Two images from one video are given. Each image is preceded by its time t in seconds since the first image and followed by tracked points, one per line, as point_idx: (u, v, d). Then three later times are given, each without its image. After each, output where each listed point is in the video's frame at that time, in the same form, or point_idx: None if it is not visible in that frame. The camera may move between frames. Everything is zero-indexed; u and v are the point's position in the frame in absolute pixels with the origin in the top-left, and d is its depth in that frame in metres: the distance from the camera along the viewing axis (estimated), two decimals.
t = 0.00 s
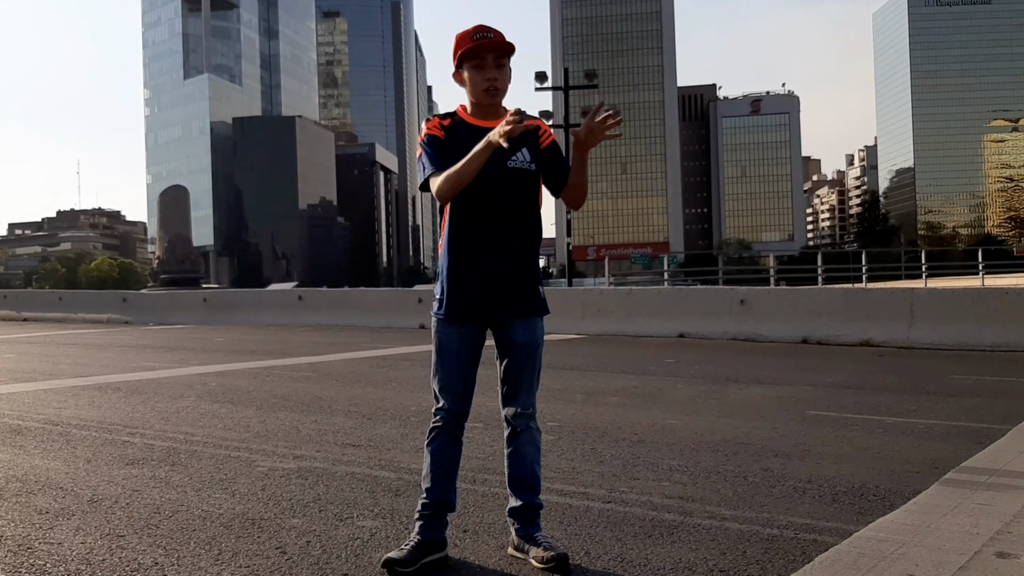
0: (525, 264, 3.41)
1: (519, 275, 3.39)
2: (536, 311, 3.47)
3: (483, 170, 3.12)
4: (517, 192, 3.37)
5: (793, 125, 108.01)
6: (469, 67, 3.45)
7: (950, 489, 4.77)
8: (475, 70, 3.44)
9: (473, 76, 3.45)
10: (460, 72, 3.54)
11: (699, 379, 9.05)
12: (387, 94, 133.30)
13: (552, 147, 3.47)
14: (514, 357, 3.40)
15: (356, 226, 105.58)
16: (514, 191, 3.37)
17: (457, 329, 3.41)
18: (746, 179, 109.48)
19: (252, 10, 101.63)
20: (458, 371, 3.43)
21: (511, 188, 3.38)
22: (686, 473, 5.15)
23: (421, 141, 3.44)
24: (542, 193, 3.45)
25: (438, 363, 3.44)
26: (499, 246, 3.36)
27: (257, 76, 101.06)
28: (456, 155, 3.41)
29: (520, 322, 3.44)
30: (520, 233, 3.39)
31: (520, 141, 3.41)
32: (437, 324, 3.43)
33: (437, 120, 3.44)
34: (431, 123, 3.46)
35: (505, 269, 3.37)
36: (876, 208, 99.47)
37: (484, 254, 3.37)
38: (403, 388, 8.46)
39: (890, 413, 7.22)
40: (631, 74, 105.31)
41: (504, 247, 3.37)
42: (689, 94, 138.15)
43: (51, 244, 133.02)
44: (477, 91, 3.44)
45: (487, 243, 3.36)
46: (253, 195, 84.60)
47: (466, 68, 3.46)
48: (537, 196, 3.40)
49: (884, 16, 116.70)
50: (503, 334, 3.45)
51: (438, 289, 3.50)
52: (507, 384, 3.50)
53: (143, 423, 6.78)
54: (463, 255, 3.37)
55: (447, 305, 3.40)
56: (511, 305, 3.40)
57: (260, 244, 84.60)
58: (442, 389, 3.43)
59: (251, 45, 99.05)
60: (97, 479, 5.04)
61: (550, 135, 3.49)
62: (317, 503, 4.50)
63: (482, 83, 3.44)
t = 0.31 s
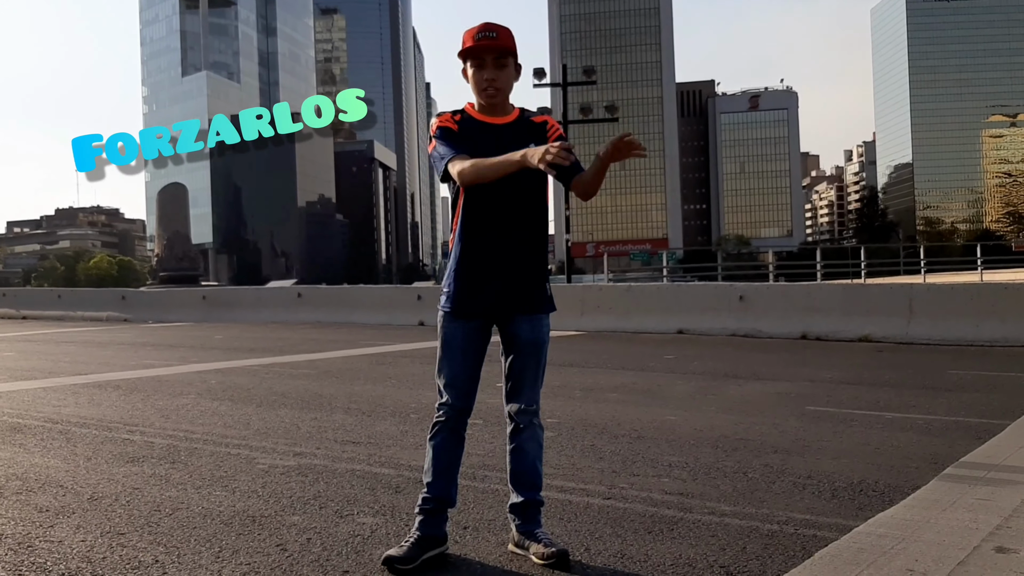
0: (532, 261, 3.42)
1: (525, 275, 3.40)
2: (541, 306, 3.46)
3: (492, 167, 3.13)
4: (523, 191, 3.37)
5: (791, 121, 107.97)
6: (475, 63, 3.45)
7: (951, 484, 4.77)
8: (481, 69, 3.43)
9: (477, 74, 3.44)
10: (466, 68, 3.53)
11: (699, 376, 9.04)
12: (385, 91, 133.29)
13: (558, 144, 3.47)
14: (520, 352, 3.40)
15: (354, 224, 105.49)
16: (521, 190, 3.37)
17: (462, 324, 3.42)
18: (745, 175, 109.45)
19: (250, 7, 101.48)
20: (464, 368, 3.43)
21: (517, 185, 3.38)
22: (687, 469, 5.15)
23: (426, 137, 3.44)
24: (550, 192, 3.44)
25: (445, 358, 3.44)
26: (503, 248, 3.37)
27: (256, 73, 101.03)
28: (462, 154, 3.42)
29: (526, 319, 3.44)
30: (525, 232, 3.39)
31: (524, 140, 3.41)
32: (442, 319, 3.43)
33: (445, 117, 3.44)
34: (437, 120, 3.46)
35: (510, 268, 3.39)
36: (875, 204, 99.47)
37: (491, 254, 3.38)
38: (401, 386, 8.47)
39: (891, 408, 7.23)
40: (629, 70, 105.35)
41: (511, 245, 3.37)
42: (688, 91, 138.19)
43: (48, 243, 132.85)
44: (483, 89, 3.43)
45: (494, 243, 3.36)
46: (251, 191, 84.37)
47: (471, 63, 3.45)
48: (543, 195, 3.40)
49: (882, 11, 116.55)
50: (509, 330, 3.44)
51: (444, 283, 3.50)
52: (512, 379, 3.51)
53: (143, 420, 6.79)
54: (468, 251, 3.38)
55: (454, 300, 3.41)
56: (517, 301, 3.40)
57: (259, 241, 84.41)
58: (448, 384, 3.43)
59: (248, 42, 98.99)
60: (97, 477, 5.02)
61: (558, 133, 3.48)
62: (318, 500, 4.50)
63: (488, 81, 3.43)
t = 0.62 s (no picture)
0: (535, 260, 3.42)
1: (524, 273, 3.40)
2: (537, 307, 3.47)
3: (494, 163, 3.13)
4: (521, 189, 3.38)
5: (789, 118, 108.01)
6: (473, 61, 3.45)
7: (949, 481, 4.78)
8: (476, 66, 3.44)
9: (475, 72, 3.43)
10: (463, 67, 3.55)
11: (697, 373, 9.04)
12: (382, 88, 133.22)
13: (560, 142, 3.47)
14: (516, 352, 3.40)
15: (351, 222, 105.47)
16: (518, 193, 3.37)
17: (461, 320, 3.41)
18: (743, 172, 109.50)
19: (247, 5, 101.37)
20: (463, 365, 3.42)
21: (517, 187, 3.37)
22: (685, 466, 5.15)
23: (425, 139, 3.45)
24: (548, 191, 3.42)
25: (444, 356, 3.45)
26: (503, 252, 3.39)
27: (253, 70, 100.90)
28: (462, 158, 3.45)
29: (524, 318, 3.42)
30: (526, 229, 3.39)
31: (526, 136, 3.40)
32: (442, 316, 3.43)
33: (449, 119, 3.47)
34: (437, 121, 3.48)
35: (508, 267, 3.38)
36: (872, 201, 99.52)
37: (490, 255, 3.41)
38: (399, 383, 8.47)
39: (889, 405, 7.24)
40: (626, 68, 105.35)
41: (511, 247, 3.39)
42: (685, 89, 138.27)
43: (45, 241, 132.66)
44: (481, 86, 3.42)
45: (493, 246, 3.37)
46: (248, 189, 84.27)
47: (470, 61, 3.45)
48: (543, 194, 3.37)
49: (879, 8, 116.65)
50: (505, 329, 3.44)
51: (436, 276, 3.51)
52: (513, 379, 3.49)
53: (140, 418, 6.78)
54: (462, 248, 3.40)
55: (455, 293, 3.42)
56: (512, 293, 3.39)
57: (255, 239, 84.28)
58: (447, 381, 3.43)
59: (245, 39, 98.88)
60: (94, 475, 5.01)
61: (562, 129, 3.46)
62: (317, 497, 4.49)
63: (486, 80, 3.41)
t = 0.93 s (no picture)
0: (524, 258, 3.41)
1: (510, 273, 3.41)
2: (530, 305, 3.45)
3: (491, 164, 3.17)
4: (503, 189, 3.36)
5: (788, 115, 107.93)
6: (460, 62, 3.45)
7: (947, 478, 4.77)
8: (457, 66, 3.44)
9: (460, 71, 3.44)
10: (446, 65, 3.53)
11: (695, 371, 9.07)
12: (381, 86, 133.25)
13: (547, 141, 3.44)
14: (502, 349, 3.40)
15: (350, 220, 105.54)
16: (500, 193, 3.36)
17: (451, 313, 3.46)
18: (742, 170, 109.47)
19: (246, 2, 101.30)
20: (454, 363, 3.45)
21: (499, 186, 3.35)
22: (685, 464, 5.16)
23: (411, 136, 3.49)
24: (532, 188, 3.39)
25: (434, 353, 3.46)
26: (490, 252, 3.39)
27: (252, 69, 100.81)
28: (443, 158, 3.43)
29: (508, 313, 3.42)
30: (511, 228, 3.38)
31: (512, 132, 3.36)
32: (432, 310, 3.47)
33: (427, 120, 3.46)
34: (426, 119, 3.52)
35: (492, 266, 3.38)
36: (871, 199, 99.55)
37: (478, 256, 3.41)
38: (398, 380, 8.47)
39: (888, 403, 7.22)
40: (625, 66, 105.40)
41: (499, 249, 3.39)
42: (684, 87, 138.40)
43: (44, 240, 132.52)
44: (462, 88, 3.42)
45: (482, 247, 3.41)
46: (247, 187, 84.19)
47: (455, 61, 3.44)
48: (525, 193, 3.35)
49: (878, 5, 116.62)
50: (494, 328, 3.46)
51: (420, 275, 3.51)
52: (503, 376, 3.50)
53: (140, 417, 6.78)
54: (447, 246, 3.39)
55: (443, 290, 3.47)
56: (499, 291, 3.40)
57: (254, 237, 84.22)
58: (439, 382, 3.45)
59: (244, 37, 98.82)
60: (94, 474, 5.02)
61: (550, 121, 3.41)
62: (317, 495, 4.50)
63: (467, 84, 3.43)
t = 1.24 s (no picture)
0: (507, 258, 3.39)
1: (497, 273, 3.39)
2: (510, 304, 3.43)
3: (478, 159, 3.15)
4: (485, 187, 3.36)
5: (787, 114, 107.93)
6: (435, 59, 3.44)
7: (947, 476, 4.78)
8: (438, 63, 3.47)
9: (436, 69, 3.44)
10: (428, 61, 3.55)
11: (695, 369, 9.08)
12: (380, 84, 133.15)
13: (525, 136, 3.41)
14: (489, 348, 3.38)
15: (348, 219, 105.53)
16: (481, 191, 3.36)
17: (430, 312, 3.43)
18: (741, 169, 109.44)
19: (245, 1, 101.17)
20: (436, 363, 3.42)
21: (482, 185, 3.35)
22: (685, 463, 5.15)
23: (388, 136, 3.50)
24: (513, 184, 3.37)
25: (420, 353, 3.44)
26: (472, 254, 3.37)
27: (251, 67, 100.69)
28: (424, 159, 3.44)
29: (489, 315, 3.42)
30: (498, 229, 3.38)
31: (487, 132, 3.37)
32: (414, 310, 3.45)
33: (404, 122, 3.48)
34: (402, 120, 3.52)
35: (474, 268, 3.38)
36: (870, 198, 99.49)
37: (461, 254, 3.38)
38: (396, 379, 8.47)
39: (888, 401, 7.23)
40: (625, 64, 105.35)
41: (480, 250, 3.37)
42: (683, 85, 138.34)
43: (43, 238, 132.40)
44: (443, 84, 3.44)
45: (464, 246, 3.38)
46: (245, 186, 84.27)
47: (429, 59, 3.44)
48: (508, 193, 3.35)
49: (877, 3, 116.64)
50: (475, 328, 3.43)
51: (402, 277, 3.51)
52: (489, 378, 3.48)
53: (138, 415, 6.76)
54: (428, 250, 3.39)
55: (426, 289, 3.44)
56: (484, 292, 3.39)
57: (253, 236, 84.16)
58: (423, 381, 3.43)
59: (243, 36, 98.72)
60: (94, 472, 5.01)
61: (525, 124, 3.40)
62: (316, 493, 4.50)
63: (447, 83, 3.43)
